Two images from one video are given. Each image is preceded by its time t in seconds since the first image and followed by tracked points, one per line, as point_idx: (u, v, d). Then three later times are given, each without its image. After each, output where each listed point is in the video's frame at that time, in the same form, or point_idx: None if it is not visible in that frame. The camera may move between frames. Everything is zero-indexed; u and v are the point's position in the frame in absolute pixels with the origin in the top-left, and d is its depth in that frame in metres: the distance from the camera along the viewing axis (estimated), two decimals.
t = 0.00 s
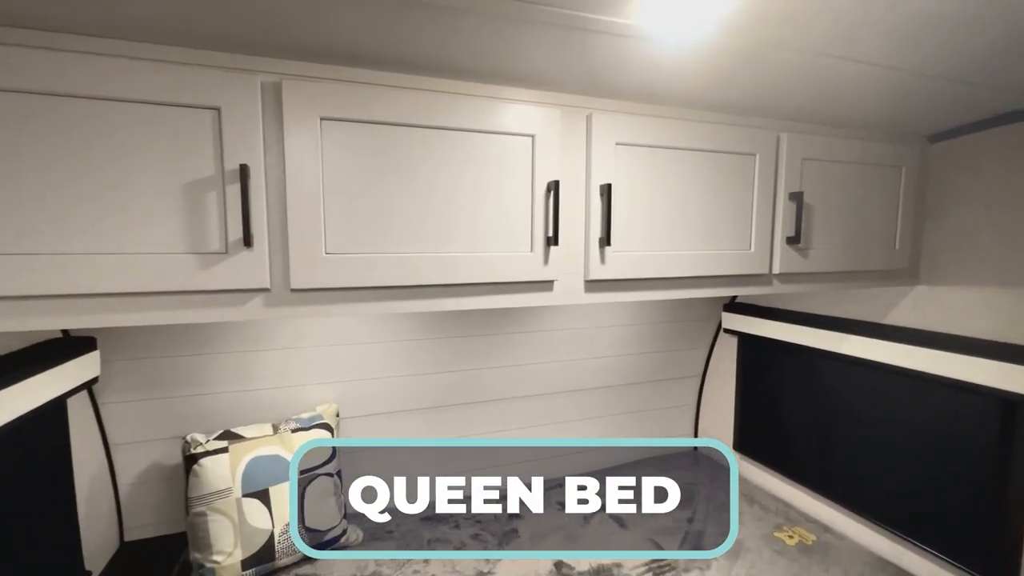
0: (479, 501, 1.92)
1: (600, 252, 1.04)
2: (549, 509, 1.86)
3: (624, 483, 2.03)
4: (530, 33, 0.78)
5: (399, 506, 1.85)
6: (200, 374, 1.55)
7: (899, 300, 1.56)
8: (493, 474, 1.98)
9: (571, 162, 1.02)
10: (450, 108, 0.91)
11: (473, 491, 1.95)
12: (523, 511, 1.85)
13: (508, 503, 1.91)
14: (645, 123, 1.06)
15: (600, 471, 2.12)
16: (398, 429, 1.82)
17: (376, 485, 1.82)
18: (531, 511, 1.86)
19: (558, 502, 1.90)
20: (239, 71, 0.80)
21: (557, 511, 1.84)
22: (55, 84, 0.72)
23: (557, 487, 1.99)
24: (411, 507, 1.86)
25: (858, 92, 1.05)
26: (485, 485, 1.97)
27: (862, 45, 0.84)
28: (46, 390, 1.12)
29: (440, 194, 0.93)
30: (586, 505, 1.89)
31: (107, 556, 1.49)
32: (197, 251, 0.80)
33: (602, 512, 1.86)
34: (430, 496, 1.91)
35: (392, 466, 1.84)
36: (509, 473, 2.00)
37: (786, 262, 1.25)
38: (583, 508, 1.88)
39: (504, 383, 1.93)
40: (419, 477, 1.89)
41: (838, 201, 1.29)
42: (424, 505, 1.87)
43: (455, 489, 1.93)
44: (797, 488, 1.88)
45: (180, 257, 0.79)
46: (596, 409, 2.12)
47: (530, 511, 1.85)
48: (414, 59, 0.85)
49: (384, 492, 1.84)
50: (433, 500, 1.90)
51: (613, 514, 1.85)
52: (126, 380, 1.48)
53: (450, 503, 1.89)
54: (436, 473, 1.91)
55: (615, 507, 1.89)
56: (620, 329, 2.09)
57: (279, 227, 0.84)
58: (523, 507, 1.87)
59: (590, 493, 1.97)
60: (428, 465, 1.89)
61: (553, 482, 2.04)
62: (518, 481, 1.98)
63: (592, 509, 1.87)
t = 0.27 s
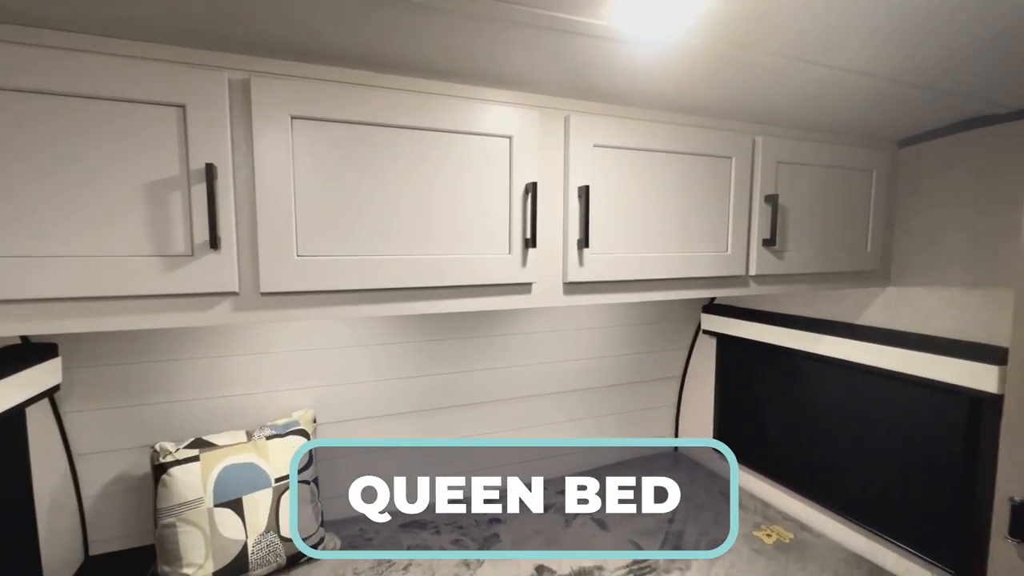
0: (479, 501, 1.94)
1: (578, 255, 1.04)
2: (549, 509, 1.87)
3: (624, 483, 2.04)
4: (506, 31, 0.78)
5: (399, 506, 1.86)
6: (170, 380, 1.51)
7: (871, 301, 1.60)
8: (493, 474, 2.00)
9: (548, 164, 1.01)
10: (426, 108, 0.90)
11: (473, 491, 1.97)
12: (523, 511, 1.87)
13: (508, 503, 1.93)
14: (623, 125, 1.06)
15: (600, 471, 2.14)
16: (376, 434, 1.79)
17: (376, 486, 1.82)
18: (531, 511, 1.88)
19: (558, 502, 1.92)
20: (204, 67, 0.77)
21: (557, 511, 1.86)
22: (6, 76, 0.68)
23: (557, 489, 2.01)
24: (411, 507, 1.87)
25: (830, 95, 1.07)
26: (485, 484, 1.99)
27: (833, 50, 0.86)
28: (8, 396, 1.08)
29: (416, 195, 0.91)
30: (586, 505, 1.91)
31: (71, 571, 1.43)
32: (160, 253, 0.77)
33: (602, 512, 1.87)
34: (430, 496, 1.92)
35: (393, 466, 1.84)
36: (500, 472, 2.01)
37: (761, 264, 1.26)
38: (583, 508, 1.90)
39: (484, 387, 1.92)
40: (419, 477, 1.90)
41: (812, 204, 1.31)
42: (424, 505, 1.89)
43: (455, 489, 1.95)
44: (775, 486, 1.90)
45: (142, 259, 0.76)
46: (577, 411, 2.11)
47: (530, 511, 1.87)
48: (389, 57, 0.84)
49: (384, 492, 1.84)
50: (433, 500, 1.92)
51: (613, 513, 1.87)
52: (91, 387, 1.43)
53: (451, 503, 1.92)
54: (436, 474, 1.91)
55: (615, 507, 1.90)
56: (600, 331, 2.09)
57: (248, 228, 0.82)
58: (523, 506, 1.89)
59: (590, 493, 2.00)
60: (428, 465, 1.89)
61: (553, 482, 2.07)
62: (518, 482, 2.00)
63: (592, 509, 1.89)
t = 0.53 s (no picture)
0: (479, 501, 1.96)
1: (550, 259, 1.04)
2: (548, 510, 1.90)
3: (624, 483, 2.06)
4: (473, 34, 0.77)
5: (399, 506, 1.87)
6: (134, 389, 1.46)
7: (839, 303, 1.63)
8: (494, 474, 2.03)
9: (519, 168, 1.01)
10: (394, 111, 0.89)
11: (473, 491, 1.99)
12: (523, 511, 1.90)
13: (508, 503, 1.96)
14: (594, 130, 1.06)
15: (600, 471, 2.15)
16: (351, 440, 1.76)
17: (376, 486, 1.82)
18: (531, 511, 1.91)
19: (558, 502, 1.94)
20: (159, 67, 0.75)
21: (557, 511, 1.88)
22: None
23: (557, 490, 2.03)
24: (411, 507, 1.89)
25: (795, 102, 1.09)
26: (485, 484, 2.02)
27: (797, 58, 0.88)
28: None
29: (384, 200, 0.90)
30: (586, 505, 1.93)
31: None
32: (113, 259, 0.74)
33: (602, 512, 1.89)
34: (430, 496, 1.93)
35: (380, 469, 1.83)
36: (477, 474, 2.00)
37: (732, 268, 1.27)
38: (583, 507, 1.92)
39: (461, 391, 1.90)
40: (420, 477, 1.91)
41: (781, 208, 1.33)
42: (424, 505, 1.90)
43: (455, 489, 1.96)
44: (750, 487, 1.93)
45: (94, 266, 0.73)
46: (554, 414, 2.11)
47: (530, 510, 1.90)
48: (354, 59, 0.83)
49: (384, 492, 1.85)
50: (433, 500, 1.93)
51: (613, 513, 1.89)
52: (49, 396, 1.37)
53: (451, 503, 1.94)
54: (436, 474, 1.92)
55: (615, 508, 1.92)
56: (578, 334, 2.10)
57: (208, 233, 0.80)
58: (523, 506, 1.92)
59: (590, 493, 2.02)
60: (429, 465, 1.91)
61: (553, 481, 2.11)
62: (518, 483, 2.03)
63: (592, 509, 1.91)
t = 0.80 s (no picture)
0: (479, 501, 1.96)
1: (521, 260, 1.03)
2: (549, 510, 1.90)
3: (624, 483, 2.06)
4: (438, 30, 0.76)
5: (399, 506, 1.88)
6: (93, 395, 1.40)
7: (810, 302, 1.66)
8: (492, 475, 2.05)
9: (489, 168, 1.00)
10: (360, 108, 0.87)
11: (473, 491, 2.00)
12: (523, 511, 1.90)
13: (508, 503, 1.95)
14: (566, 130, 1.05)
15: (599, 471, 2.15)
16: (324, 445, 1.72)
17: (376, 486, 1.83)
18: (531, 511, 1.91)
19: (558, 502, 1.94)
20: (107, 59, 0.71)
21: (558, 511, 1.89)
22: None
23: (558, 488, 2.04)
24: (411, 508, 1.89)
25: (764, 104, 1.10)
26: (485, 484, 2.03)
27: (764, 59, 0.88)
28: None
29: (350, 199, 0.88)
30: (586, 505, 1.93)
31: None
32: (57, 260, 0.70)
33: (603, 512, 1.89)
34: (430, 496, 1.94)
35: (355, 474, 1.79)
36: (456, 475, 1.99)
37: (704, 268, 1.28)
38: (583, 508, 1.92)
39: (438, 393, 1.88)
40: (420, 477, 1.92)
41: (752, 209, 1.34)
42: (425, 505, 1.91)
43: (455, 489, 1.98)
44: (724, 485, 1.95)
45: (36, 267, 0.70)
46: (532, 415, 2.10)
47: (530, 511, 1.90)
48: (316, 54, 0.80)
49: (384, 493, 1.86)
50: (433, 500, 1.94)
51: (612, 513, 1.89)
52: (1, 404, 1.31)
53: (450, 503, 1.94)
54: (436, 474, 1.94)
55: (615, 508, 1.92)
56: (555, 334, 2.09)
57: (162, 233, 0.76)
58: (523, 506, 1.92)
59: (590, 493, 2.01)
60: (404, 468, 1.88)
61: (552, 479, 2.12)
62: (518, 483, 2.04)
63: (592, 509, 1.91)
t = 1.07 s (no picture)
0: (479, 501, 1.94)
1: (497, 258, 1.01)
2: (549, 509, 1.89)
3: (624, 483, 2.05)
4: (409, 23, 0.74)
5: (398, 506, 1.87)
6: (53, 400, 1.35)
7: (786, 300, 1.68)
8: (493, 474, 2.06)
9: (463, 166, 0.98)
10: (328, 103, 0.84)
11: (473, 491, 1.99)
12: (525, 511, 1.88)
13: (508, 503, 1.93)
14: (542, 127, 1.04)
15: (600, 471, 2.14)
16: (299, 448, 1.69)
17: (376, 485, 1.84)
18: (531, 511, 1.89)
19: (558, 502, 1.92)
20: (54, 47, 0.68)
21: (558, 511, 1.87)
22: None
23: (557, 488, 2.02)
24: (411, 508, 1.88)
25: (739, 102, 1.10)
26: (485, 485, 2.04)
27: (739, 57, 0.88)
28: None
29: (319, 196, 0.85)
30: (586, 505, 1.92)
31: None
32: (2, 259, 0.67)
33: (602, 512, 1.88)
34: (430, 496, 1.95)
35: (333, 477, 1.76)
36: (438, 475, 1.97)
37: (682, 266, 1.28)
38: (583, 508, 1.90)
39: (416, 393, 1.86)
40: (420, 477, 1.94)
41: (729, 208, 1.35)
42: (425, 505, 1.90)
43: (455, 490, 1.99)
44: (703, 482, 1.96)
45: None
46: (512, 415, 2.09)
47: (531, 511, 1.88)
48: (280, 45, 0.78)
49: (384, 492, 1.86)
50: (433, 500, 1.94)
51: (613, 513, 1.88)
52: None
53: (450, 503, 1.93)
54: (436, 473, 1.96)
55: (615, 508, 1.91)
56: (535, 333, 2.09)
57: (118, 230, 0.73)
58: (523, 506, 1.90)
59: (590, 494, 1.99)
60: (384, 470, 1.85)
61: (554, 474, 2.13)
62: (518, 483, 2.03)
63: (592, 509, 1.89)
